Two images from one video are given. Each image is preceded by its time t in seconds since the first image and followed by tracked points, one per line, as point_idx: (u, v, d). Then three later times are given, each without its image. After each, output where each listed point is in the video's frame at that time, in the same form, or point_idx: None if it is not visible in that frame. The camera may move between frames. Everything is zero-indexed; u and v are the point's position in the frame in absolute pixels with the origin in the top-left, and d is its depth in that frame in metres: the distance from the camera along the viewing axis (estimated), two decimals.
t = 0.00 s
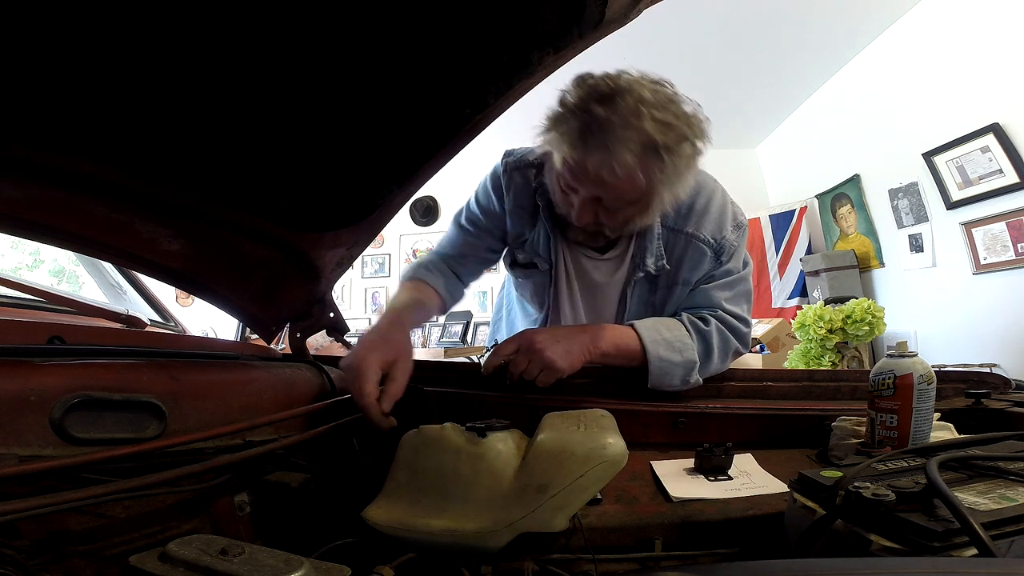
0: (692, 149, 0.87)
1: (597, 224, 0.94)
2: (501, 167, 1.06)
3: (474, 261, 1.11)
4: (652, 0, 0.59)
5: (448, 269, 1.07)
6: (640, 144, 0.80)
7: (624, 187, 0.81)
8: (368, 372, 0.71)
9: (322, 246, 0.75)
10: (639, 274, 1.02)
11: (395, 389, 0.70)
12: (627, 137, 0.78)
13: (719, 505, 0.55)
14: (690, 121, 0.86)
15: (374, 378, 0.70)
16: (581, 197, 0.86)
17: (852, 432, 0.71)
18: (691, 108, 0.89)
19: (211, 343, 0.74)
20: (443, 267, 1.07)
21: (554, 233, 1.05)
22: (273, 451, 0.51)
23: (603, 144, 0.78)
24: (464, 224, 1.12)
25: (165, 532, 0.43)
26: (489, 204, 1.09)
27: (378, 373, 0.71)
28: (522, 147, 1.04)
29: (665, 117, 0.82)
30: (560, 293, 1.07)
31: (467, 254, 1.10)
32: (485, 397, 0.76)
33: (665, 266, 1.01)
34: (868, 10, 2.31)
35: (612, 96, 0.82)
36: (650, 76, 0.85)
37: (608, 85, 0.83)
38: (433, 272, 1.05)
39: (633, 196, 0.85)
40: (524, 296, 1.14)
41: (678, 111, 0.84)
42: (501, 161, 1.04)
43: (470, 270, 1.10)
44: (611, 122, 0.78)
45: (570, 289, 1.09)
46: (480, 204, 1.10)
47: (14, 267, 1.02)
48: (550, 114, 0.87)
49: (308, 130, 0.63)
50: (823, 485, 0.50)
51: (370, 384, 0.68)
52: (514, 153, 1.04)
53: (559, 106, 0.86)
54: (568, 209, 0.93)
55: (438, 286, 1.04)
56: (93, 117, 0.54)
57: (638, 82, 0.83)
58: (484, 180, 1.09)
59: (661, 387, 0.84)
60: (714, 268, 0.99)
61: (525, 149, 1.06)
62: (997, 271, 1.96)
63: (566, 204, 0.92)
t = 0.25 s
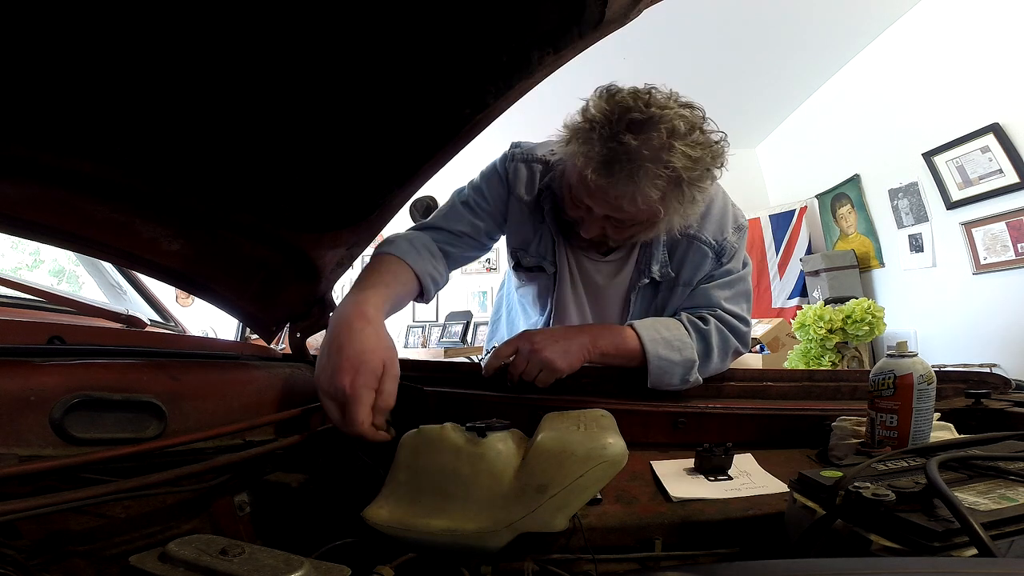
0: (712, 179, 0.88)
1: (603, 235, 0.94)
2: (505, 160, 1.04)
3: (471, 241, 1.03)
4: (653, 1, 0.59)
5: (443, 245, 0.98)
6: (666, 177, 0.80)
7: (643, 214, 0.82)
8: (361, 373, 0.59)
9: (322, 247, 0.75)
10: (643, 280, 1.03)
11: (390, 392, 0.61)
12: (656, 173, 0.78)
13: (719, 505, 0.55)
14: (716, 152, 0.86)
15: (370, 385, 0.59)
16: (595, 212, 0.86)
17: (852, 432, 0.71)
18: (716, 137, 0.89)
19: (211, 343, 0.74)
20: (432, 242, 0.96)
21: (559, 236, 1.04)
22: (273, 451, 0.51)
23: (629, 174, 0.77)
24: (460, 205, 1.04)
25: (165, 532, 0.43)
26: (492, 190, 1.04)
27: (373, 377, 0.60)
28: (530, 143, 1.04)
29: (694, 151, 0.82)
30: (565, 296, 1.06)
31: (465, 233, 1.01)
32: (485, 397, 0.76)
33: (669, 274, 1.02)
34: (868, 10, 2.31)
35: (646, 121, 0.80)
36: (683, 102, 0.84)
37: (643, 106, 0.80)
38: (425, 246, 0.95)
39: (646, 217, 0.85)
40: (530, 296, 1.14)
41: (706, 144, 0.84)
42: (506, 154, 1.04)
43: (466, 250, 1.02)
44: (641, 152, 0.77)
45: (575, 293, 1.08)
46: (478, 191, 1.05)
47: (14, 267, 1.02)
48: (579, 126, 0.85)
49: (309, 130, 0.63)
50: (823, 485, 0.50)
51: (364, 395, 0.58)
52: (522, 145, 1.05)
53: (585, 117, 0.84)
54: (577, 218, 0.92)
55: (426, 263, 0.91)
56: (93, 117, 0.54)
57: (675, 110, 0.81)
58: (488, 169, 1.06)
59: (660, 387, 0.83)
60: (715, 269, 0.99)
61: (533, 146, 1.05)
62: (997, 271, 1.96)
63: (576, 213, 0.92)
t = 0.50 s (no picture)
0: (713, 167, 0.88)
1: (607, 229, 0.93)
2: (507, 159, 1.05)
3: (474, 242, 1.03)
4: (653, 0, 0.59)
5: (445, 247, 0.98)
6: (668, 159, 0.79)
7: (646, 197, 0.81)
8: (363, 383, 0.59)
9: (322, 247, 0.75)
10: (645, 278, 1.03)
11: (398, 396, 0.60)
12: (658, 152, 0.77)
13: (719, 505, 0.55)
14: (715, 138, 0.87)
15: (373, 390, 0.59)
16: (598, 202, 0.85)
17: (852, 432, 0.71)
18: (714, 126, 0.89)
19: (211, 343, 0.74)
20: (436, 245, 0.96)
21: (560, 234, 1.04)
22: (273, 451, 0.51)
23: (630, 154, 0.77)
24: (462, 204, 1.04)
25: (165, 532, 0.43)
26: (494, 189, 1.04)
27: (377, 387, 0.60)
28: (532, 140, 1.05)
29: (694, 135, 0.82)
30: (566, 293, 1.05)
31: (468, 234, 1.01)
32: (485, 397, 0.76)
33: (670, 271, 1.01)
34: (868, 10, 2.31)
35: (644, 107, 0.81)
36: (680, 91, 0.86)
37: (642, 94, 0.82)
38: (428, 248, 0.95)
39: (648, 207, 0.85)
40: (530, 294, 1.14)
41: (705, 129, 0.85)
42: (508, 152, 1.04)
43: (468, 252, 1.02)
44: (641, 134, 0.78)
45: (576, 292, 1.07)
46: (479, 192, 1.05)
47: (14, 267, 1.02)
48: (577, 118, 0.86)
49: (309, 130, 0.63)
50: (823, 485, 0.50)
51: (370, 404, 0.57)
52: (524, 144, 1.05)
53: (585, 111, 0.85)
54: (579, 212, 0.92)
55: (429, 266, 0.91)
56: (93, 117, 0.54)
57: (673, 96, 0.83)
58: (490, 169, 1.06)
59: (660, 387, 0.83)
60: (716, 268, 0.99)
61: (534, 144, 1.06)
62: (997, 271, 1.96)
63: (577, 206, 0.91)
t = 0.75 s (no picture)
0: (704, 148, 0.88)
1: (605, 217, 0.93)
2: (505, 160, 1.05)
3: (472, 246, 1.04)
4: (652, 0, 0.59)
5: (445, 252, 0.99)
6: (657, 135, 0.80)
7: (638, 174, 0.81)
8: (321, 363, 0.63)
9: (321, 247, 0.75)
10: (643, 273, 1.02)
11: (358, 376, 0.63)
12: (646, 127, 0.78)
13: (719, 505, 0.55)
14: (703, 119, 0.88)
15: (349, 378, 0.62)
16: (590, 187, 0.85)
17: (852, 432, 0.71)
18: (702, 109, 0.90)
19: (211, 343, 0.74)
20: (434, 248, 0.98)
21: (558, 228, 1.04)
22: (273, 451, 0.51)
23: (619, 130, 0.78)
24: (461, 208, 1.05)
25: (165, 532, 0.43)
26: (490, 194, 1.05)
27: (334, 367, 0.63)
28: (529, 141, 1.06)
29: (680, 112, 0.84)
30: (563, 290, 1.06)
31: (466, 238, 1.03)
32: (484, 397, 0.76)
33: (668, 266, 1.01)
34: (868, 10, 2.31)
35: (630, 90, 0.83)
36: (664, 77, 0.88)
37: (625, 79, 0.84)
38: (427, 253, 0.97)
39: (643, 188, 0.85)
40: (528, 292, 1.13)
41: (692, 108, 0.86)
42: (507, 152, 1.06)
43: (467, 255, 1.03)
44: (627, 111, 0.79)
45: (574, 285, 1.08)
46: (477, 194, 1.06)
47: (14, 267, 1.02)
48: (564, 108, 0.89)
49: (309, 130, 0.63)
50: (823, 485, 0.50)
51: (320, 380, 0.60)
52: (521, 145, 1.06)
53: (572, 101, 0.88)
54: (575, 201, 0.92)
55: (428, 271, 0.93)
56: (92, 117, 0.54)
57: (656, 78, 0.85)
58: (486, 172, 1.07)
59: (661, 387, 0.83)
60: (715, 269, 0.99)
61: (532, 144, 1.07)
62: (997, 271, 1.96)
63: (573, 196, 0.92)
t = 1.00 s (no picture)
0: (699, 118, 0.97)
1: (619, 196, 0.95)
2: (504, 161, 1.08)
3: (470, 249, 1.04)
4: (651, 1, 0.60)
5: (442, 256, 0.99)
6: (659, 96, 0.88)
7: (643, 130, 0.86)
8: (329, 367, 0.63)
9: (322, 247, 0.75)
10: (642, 262, 1.02)
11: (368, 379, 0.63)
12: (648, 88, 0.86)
13: (719, 505, 0.55)
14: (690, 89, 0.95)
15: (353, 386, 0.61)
16: (601, 158, 0.90)
17: (852, 432, 0.71)
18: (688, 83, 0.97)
19: (211, 343, 0.74)
20: (432, 252, 0.98)
21: (560, 223, 1.06)
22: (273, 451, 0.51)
23: (624, 90, 0.85)
24: (458, 212, 1.06)
25: (165, 532, 0.43)
26: (487, 199, 1.06)
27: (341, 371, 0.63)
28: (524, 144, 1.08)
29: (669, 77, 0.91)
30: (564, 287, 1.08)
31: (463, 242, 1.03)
32: (484, 397, 0.76)
33: (668, 253, 1.01)
34: (868, 10, 2.31)
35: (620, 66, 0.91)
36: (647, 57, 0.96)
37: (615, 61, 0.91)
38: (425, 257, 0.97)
39: (654, 150, 0.90)
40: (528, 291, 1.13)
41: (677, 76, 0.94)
42: (504, 153, 1.08)
43: (465, 258, 1.03)
44: (628, 76, 0.87)
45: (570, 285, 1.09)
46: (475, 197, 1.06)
47: (14, 267, 1.02)
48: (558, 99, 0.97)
49: (309, 130, 0.63)
50: (823, 484, 0.50)
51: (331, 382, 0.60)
52: (517, 147, 1.08)
53: (568, 89, 0.95)
54: (586, 180, 0.94)
55: (427, 275, 0.93)
56: (92, 117, 0.54)
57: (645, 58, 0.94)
58: (482, 176, 1.08)
59: (661, 387, 0.83)
60: (713, 268, 0.99)
61: (527, 146, 1.10)
62: (997, 271, 1.96)
63: (582, 175, 0.94)
